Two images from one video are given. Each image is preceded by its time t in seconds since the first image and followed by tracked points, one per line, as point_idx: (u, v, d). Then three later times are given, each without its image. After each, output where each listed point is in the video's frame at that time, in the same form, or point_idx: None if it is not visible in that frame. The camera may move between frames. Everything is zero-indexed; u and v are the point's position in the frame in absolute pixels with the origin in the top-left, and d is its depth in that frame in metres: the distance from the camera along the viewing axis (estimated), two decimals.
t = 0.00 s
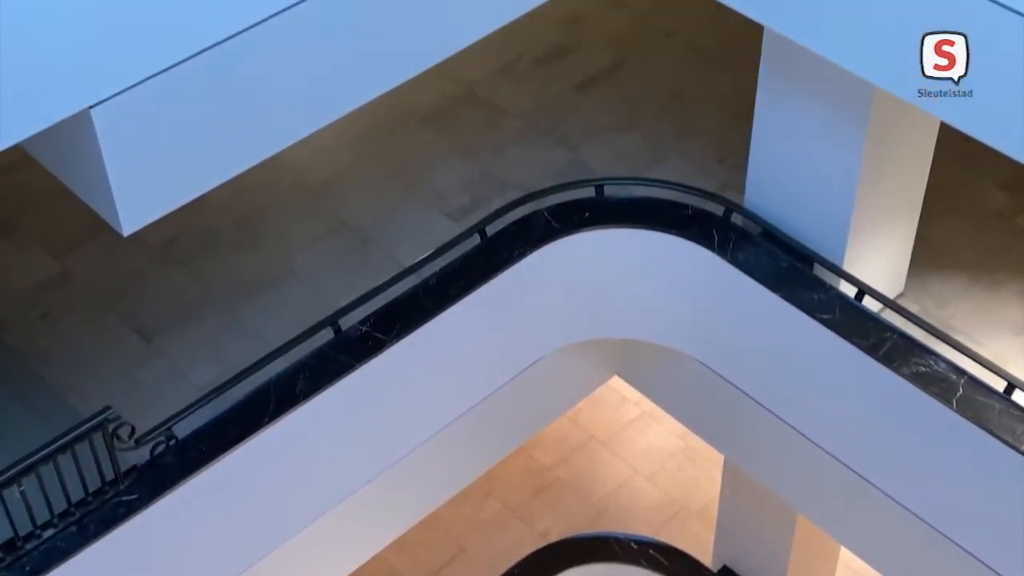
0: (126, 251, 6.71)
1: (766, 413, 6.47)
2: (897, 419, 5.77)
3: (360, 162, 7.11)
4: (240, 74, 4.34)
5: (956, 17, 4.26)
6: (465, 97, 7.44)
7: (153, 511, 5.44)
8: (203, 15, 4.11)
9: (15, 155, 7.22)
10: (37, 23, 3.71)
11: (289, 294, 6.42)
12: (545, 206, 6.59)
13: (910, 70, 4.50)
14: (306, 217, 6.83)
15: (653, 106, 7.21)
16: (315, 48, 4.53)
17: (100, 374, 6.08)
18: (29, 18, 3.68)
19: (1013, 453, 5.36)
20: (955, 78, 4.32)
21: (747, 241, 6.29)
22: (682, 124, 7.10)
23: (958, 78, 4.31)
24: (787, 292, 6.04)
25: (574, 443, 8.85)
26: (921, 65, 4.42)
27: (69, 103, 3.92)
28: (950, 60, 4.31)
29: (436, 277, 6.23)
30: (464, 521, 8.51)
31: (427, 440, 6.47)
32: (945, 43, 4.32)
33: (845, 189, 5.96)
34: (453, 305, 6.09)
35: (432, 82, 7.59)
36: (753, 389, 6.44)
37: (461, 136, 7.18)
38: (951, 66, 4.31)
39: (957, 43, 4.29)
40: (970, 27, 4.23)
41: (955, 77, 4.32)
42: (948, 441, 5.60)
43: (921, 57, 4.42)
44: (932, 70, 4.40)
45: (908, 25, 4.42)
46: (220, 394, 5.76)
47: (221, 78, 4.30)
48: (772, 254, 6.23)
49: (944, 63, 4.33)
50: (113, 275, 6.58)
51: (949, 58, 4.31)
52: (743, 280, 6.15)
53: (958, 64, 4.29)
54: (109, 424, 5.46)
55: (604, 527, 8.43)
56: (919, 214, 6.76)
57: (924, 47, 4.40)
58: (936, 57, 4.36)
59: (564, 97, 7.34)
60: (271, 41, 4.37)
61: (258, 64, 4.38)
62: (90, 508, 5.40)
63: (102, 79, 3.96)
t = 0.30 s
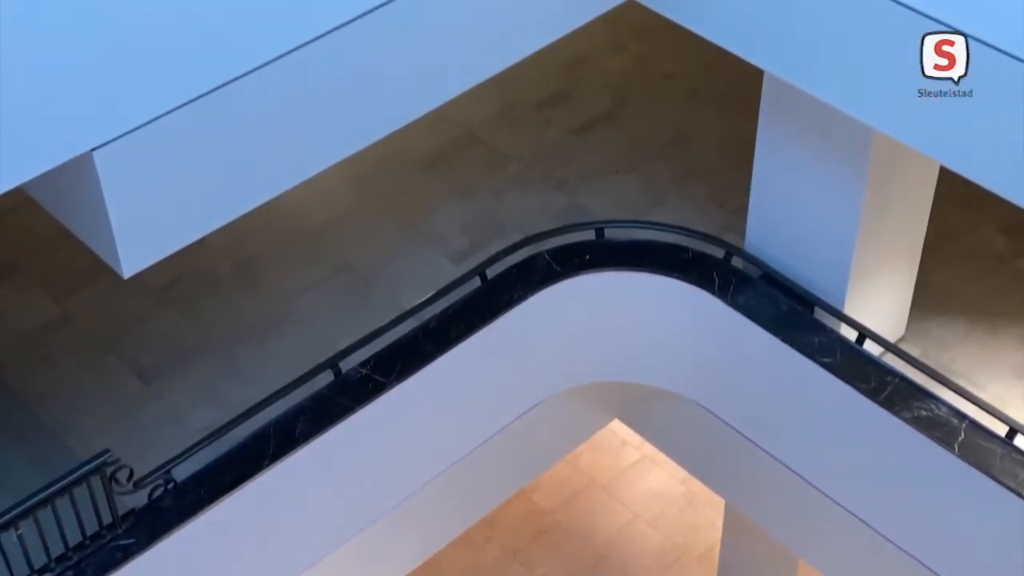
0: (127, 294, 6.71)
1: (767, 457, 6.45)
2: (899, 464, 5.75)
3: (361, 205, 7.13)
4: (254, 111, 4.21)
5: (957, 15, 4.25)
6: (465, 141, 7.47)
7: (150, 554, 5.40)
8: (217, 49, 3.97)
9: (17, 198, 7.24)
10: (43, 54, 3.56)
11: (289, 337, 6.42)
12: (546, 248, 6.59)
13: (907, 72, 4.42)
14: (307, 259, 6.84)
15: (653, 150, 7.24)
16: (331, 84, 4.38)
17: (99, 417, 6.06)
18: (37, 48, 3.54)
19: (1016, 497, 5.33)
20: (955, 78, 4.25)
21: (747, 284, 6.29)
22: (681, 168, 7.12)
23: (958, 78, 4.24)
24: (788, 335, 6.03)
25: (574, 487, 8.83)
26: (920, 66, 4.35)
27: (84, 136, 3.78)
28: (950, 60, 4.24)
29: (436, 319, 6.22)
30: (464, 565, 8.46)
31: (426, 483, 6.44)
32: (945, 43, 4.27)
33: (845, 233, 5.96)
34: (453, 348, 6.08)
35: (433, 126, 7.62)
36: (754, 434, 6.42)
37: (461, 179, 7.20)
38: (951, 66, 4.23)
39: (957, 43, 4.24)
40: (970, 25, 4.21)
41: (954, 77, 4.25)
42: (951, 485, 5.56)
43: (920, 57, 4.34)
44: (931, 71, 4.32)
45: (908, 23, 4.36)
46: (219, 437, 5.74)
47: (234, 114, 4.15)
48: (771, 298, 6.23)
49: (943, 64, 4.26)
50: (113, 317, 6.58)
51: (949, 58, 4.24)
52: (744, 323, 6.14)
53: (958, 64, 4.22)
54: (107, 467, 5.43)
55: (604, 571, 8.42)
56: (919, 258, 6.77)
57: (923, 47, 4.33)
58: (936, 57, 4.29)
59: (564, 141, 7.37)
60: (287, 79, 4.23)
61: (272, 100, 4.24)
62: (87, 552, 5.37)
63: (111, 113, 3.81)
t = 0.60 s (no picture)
0: (127, 339, 6.71)
1: (768, 505, 6.43)
2: (901, 512, 5.73)
3: (361, 251, 7.15)
4: (258, 155, 4.19)
5: (956, 16, 4.13)
6: (465, 186, 7.50)
7: None
8: (221, 89, 3.93)
9: (19, 244, 7.27)
10: (41, 107, 3.51)
11: (289, 382, 6.41)
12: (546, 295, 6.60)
13: (905, 73, 4.33)
14: (307, 304, 6.84)
15: (653, 197, 7.27)
16: (336, 132, 4.38)
17: (97, 464, 6.04)
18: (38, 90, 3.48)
19: (1019, 547, 5.30)
20: (955, 78, 4.17)
21: (747, 331, 6.30)
22: (681, 216, 7.15)
23: (958, 78, 4.16)
24: (788, 382, 6.03)
25: (575, 534, 8.80)
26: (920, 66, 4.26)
27: (79, 187, 3.71)
28: (950, 60, 4.16)
29: (436, 365, 6.21)
30: None
31: (425, 530, 6.42)
32: (946, 43, 4.19)
33: (845, 280, 5.97)
34: (453, 395, 6.07)
35: (433, 172, 7.65)
36: (754, 481, 6.41)
37: (462, 225, 7.22)
38: (952, 66, 4.16)
39: (957, 43, 4.16)
40: (972, 26, 4.10)
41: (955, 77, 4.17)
42: (953, 533, 5.54)
43: (919, 57, 4.25)
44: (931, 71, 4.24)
45: (908, 24, 4.28)
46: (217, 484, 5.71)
47: (239, 158, 4.12)
48: (772, 345, 6.24)
49: (943, 64, 4.18)
50: (113, 363, 6.57)
51: (950, 58, 4.16)
52: (743, 370, 6.14)
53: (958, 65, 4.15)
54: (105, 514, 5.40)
55: None
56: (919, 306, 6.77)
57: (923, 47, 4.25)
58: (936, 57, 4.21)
59: (565, 188, 7.40)
60: (282, 126, 4.20)
61: (273, 146, 4.22)
62: None
63: (116, 157, 3.76)
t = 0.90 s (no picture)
0: (126, 380, 6.70)
1: (769, 549, 6.41)
2: (904, 556, 5.70)
3: (362, 292, 7.15)
4: (258, 198, 4.18)
5: (957, 16, 4.00)
6: (466, 228, 7.52)
7: None
8: (219, 133, 3.91)
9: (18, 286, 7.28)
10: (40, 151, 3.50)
11: (288, 425, 6.39)
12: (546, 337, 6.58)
13: (906, 72, 4.25)
14: (307, 347, 6.83)
15: (653, 238, 7.28)
16: (336, 178, 4.40)
17: (95, 506, 6.01)
18: (31, 136, 3.45)
19: None
20: (956, 78, 4.08)
21: (748, 374, 6.28)
22: (681, 259, 7.16)
23: (959, 78, 4.07)
24: (788, 425, 6.01)
25: None
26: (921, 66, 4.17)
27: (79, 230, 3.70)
28: (950, 60, 4.06)
29: (436, 408, 6.18)
30: None
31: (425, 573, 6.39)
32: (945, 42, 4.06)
33: (845, 323, 5.96)
34: (453, 437, 6.05)
35: (433, 214, 7.67)
36: (756, 525, 6.37)
37: (463, 267, 7.23)
38: (951, 67, 4.07)
39: (957, 43, 4.03)
40: (972, 26, 3.98)
41: (955, 77, 4.09)
42: None
43: (920, 56, 4.16)
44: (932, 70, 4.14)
45: (907, 24, 4.15)
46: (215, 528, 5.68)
47: (239, 201, 4.12)
48: (773, 388, 6.21)
49: (944, 64, 4.09)
50: (112, 404, 6.56)
51: (950, 58, 4.06)
52: (744, 413, 6.12)
53: (958, 65, 4.05)
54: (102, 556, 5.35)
55: None
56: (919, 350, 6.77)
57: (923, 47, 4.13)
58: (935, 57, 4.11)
59: (565, 230, 7.41)
60: (279, 171, 4.19)
61: (271, 190, 4.21)
62: None
63: (113, 200, 3.75)
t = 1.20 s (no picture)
0: (126, 422, 6.69)
1: None
2: None
3: (363, 336, 7.16)
4: (260, 239, 4.20)
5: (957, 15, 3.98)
6: (467, 272, 7.54)
7: None
8: (222, 172, 3.94)
9: (19, 329, 7.30)
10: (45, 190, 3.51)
11: (288, 468, 6.38)
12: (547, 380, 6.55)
13: (905, 72, 4.18)
14: (308, 390, 6.83)
15: (654, 282, 7.30)
16: (338, 220, 4.43)
17: (94, 549, 5.98)
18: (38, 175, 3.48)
19: None
20: (955, 78, 4.03)
21: (749, 418, 6.25)
22: (681, 303, 7.17)
23: (959, 78, 4.02)
24: (789, 469, 5.99)
25: None
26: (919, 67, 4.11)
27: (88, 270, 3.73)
28: (950, 60, 4.02)
29: (437, 451, 6.14)
30: None
31: None
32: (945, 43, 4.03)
33: (847, 367, 5.97)
34: (454, 480, 6.02)
35: (435, 257, 7.69)
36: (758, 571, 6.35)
37: (464, 310, 7.25)
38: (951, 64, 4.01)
39: (957, 43, 4.01)
40: (972, 26, 3.95)
41: (955, 77, 4.03)
42: None
43: (920, 57, 4.10)
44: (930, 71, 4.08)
45: (907, 25, 4.11)
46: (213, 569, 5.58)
47: (241, 243, 4.14)
48: (774, 432, 6.18)
49: (943, 63, 4.04)
50: (111, 446, 6.54)
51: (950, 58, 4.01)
52: (745, 458, 6.10)
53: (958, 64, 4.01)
54: None
55: None
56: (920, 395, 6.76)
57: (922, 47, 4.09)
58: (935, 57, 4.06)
59: (566, 274, 7.44)
60: (282, 214, 4.22)
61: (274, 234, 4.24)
62: None
63: (118, 240, 3.76)
